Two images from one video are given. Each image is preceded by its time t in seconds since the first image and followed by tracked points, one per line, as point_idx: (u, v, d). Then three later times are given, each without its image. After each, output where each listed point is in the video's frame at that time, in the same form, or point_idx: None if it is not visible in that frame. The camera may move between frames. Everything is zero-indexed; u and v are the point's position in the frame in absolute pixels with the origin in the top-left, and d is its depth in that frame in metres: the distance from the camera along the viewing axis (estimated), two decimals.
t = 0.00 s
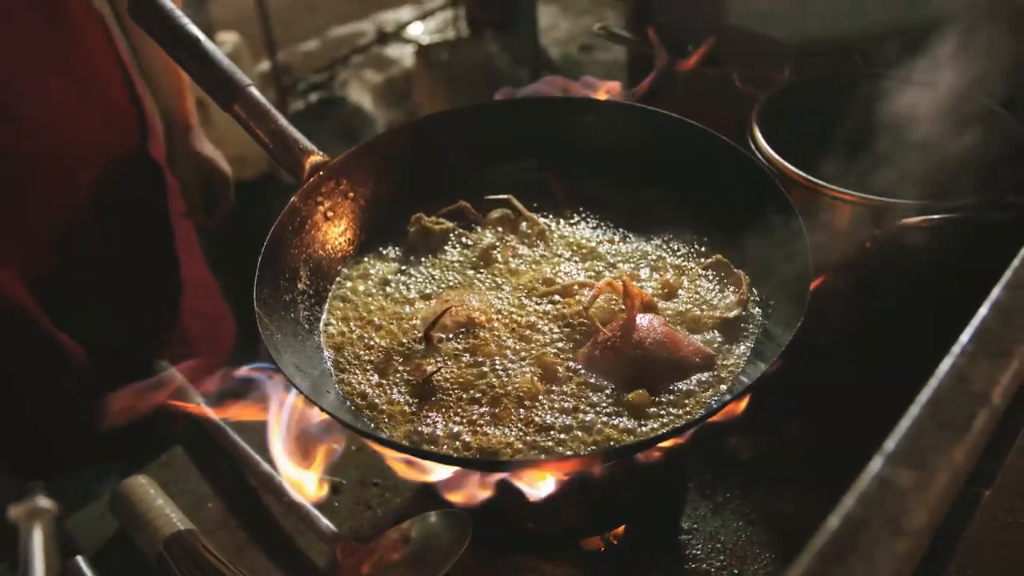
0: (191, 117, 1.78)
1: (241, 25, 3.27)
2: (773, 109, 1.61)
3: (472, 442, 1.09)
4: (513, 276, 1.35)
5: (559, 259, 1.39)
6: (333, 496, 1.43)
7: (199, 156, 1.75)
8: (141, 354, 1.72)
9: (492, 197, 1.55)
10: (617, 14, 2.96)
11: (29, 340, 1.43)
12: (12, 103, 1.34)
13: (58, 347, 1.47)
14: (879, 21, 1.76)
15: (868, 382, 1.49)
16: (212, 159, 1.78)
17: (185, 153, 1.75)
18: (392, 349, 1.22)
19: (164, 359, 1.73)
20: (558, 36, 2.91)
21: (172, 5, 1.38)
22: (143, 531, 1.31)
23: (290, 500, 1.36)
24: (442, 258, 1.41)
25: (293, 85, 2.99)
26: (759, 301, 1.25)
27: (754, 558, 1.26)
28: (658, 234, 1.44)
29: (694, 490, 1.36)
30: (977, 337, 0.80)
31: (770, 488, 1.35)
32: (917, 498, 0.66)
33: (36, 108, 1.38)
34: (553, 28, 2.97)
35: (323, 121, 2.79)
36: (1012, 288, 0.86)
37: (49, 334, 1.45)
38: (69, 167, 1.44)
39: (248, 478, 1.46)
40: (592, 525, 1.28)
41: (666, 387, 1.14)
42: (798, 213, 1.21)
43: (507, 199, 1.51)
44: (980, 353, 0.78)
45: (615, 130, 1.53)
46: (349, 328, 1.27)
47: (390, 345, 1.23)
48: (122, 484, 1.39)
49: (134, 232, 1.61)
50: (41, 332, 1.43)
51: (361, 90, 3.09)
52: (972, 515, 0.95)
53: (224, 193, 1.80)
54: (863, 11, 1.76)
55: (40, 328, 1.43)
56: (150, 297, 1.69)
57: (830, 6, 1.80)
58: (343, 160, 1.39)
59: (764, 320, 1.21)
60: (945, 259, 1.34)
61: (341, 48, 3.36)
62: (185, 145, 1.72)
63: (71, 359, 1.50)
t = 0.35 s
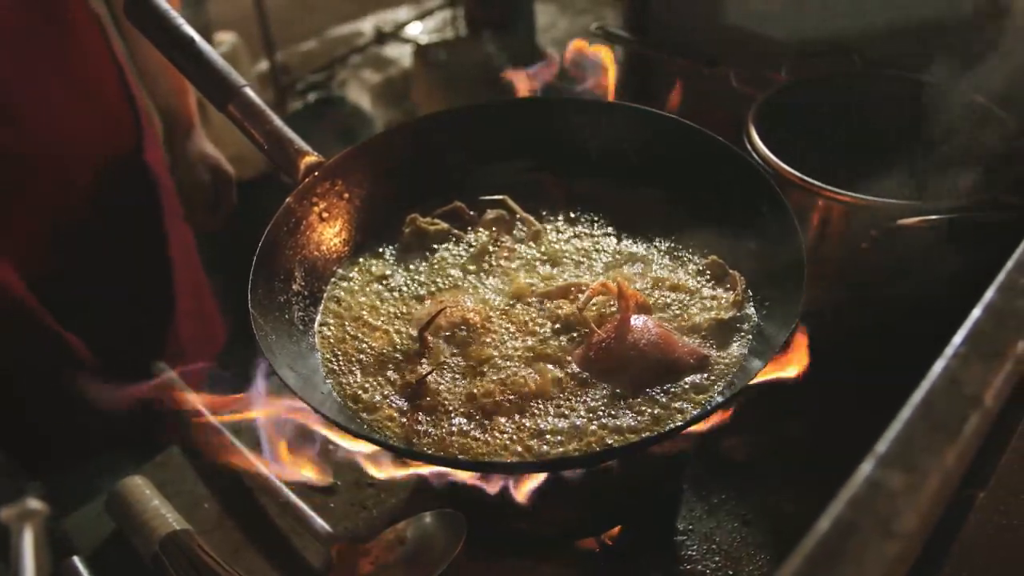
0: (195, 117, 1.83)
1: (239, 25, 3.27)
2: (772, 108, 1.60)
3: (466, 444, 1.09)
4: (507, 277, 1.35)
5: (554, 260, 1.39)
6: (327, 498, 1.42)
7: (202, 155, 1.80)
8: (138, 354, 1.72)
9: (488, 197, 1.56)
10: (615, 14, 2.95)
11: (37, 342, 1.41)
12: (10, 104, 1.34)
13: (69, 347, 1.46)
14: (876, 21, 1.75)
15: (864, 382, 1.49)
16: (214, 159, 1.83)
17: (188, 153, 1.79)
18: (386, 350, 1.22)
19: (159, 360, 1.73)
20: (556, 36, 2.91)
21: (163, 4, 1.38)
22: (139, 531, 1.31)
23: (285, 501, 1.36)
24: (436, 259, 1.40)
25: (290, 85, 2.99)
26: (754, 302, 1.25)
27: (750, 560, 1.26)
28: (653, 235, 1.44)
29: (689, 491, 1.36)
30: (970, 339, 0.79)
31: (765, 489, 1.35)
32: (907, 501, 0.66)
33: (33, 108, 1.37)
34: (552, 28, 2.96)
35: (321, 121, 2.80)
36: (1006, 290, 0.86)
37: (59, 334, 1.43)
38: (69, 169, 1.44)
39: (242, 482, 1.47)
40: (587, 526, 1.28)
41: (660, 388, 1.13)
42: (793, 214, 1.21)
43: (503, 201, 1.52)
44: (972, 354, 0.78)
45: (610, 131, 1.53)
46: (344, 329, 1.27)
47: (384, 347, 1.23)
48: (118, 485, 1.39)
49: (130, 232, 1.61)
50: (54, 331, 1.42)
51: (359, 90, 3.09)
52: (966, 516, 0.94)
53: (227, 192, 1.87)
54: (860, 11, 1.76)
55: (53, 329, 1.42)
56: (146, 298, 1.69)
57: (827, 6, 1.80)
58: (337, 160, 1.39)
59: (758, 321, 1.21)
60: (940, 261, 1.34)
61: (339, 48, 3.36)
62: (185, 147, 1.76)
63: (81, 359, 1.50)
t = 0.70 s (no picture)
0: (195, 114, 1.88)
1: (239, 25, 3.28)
2: (772, 108, 1.61)
3: (462, 446, 1.09)
4: (503, 278, 1.35)
5: (550, 261, 1.39)
6: (324, 498, 1.42)
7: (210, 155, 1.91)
8: (135, 355, 1.72)
9: (484, 197, 1.56)
10: (614, 14, 2.95)
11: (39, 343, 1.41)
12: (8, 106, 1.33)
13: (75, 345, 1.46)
14: (872, 21, 1.75)
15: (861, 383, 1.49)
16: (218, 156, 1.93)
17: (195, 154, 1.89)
18: (382, 352, 1.22)
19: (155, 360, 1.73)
20: (555, 37, 2.91)
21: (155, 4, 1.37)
22: (135, 532, 1.31)
23: (282, 501, 1.36)
24: (433, 261, 1.40)
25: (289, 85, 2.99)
26: (749, 303, 1.25)
27: (745, 560, 1.25)
28: (649, 236, 1.44)
29: (686, 492, 1.35)
30: (963, 341, 0.80)
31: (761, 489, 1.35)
32: (899, 504, 0.66)
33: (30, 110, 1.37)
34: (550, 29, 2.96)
35: (319, 121, 2.80)
36: (999, 292, 0.86)
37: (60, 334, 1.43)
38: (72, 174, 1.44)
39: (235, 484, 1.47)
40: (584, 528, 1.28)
41: (656, 389, 1.14)
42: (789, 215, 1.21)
43: (499, 202, 1.52)
44: (965, 357, 0.78)
45: (605, 133, 1.53)
46: (339, 330, 1.26)
47: (379, 348, 1.23)
48: (114, 485, 1.39)
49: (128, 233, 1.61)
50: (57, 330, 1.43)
51: (357, 90, 3.09)
52: (960, 517, 0.94)
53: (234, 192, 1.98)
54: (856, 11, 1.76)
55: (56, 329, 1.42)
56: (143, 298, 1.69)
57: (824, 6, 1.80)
58: (334, 161, 1.39)
59: (754, 322, 1.21)
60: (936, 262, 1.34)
61: (338, 49, 3.38)
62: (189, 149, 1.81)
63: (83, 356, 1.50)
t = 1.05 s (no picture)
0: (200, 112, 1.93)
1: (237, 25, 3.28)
2: (771, 108, 1.61)
3: (456, 448, 1.08)
4: (498, 280, 1.35)
5: (545, 262, 1.39)
6: (321, 499, 1.42)
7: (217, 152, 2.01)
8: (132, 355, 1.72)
9: (480, 198, 1.56)
10: (613, 14, 2.95)
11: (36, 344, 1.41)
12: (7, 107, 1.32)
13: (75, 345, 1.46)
14: (869, 21, 1.75)
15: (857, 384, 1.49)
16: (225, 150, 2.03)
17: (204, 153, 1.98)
18: (377, 353, 1.22)
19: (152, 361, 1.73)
20: (553, 37, 2.90)
21: (151, 5, 1.37)
22: (131, 532, 1.30)
23: (277, 503, 1.36)
24: (428, 262, 1.40)
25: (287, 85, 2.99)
26: (744, 304, 1.25)
27: (741, 562, 1.26)
28: (644, 238, 1.44)
29: (682, 493, 1.36)
30: (955, 343, 0.79)
31: (757, 490, 1.35)
32: (890, 507, 0.66)
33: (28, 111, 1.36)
34: (549, 29, 2.96)
35: (318, 121, 2.80)
36: (992, 293, 0.86)
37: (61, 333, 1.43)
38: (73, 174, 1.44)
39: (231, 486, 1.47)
40: (579, 529, 1.28)
41: (650, 390, 1.13)
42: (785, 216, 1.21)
43: (494, 203, 1.52)
44: (957, 359, 0.78)
45: (600, 133, 1.53)
46: (334, 331, 1.26)
47: (374, 349, 1.23)
48: (110, 487, 1.39)
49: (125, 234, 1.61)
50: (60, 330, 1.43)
51: (356, 90, 3.09)
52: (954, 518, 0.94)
53: (244, 185, 2.20)
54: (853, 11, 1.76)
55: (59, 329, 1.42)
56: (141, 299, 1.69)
57: (822, 6, 1.79)
58: (329, 162, 1.39)
59: (749, 323, 1.21)
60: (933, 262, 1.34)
61: (337, 49, 3.38)
62: (202, 147, 1.87)
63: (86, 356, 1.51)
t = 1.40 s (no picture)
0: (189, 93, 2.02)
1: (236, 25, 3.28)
2: (767, 108, 1.62)
3: (451, 449, 1.09)
4: (494, 281, 1.35)
5: (541, 263, 1.39)
6: (317, 499, 1.42)
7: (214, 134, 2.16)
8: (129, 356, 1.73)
9: (476, 199, 1.56)
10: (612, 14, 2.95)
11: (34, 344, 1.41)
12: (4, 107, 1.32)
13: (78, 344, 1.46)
14: (866, 23, 1.75)
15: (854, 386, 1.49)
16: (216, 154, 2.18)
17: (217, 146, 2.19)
18: (373, 353, 1.22)
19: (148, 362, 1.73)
20: (553, 37, 2.90)
21: (148, 6, 1.37)
22: (127, 533, 1.31)
23: (273, 504, 1.36)
24: (424, 262, 1.40)
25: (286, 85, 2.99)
26: (740, 305, 1.25)
27: (737, 563, 1.26)
28: (640, 239, 1.44)
29: (679, 495, 1.36)
30: (947, 345, 0.79)
31: (754, 492, 1.35)
32: (881, 510, 0.66)
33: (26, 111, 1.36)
34: (547, 29, 2.96)
35: (317, 120, 2.80)
36: (985, 295, 0.86)
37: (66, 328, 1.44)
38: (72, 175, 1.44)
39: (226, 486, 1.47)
40: (575, 530, 1.28)
41: (645, 391, 1.13)
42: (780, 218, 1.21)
43: (490, 204, 1.52)
44: (949, 361, 0.78)
45: (597, 132, 1.53)
46: (331, 331, 1.26)
47: (370, 349, 1.23)
48: (107, 487, 1.39)
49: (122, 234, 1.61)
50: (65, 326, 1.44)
51: (355, 90, 3.09)
52: (948, 520, 0.94)
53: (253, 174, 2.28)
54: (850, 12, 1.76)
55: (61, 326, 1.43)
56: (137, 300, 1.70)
57: (819, 7, 1.79)
58: (325, 163, 1.40)
59: (744, 324, 1.21)
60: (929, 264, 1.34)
61: (336, 49, 3.38)
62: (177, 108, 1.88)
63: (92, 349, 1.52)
